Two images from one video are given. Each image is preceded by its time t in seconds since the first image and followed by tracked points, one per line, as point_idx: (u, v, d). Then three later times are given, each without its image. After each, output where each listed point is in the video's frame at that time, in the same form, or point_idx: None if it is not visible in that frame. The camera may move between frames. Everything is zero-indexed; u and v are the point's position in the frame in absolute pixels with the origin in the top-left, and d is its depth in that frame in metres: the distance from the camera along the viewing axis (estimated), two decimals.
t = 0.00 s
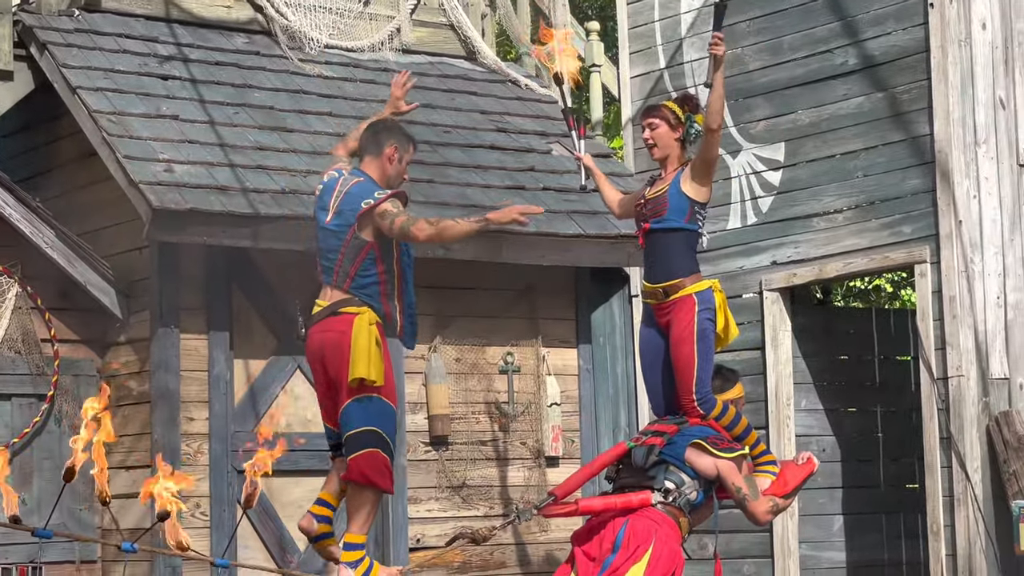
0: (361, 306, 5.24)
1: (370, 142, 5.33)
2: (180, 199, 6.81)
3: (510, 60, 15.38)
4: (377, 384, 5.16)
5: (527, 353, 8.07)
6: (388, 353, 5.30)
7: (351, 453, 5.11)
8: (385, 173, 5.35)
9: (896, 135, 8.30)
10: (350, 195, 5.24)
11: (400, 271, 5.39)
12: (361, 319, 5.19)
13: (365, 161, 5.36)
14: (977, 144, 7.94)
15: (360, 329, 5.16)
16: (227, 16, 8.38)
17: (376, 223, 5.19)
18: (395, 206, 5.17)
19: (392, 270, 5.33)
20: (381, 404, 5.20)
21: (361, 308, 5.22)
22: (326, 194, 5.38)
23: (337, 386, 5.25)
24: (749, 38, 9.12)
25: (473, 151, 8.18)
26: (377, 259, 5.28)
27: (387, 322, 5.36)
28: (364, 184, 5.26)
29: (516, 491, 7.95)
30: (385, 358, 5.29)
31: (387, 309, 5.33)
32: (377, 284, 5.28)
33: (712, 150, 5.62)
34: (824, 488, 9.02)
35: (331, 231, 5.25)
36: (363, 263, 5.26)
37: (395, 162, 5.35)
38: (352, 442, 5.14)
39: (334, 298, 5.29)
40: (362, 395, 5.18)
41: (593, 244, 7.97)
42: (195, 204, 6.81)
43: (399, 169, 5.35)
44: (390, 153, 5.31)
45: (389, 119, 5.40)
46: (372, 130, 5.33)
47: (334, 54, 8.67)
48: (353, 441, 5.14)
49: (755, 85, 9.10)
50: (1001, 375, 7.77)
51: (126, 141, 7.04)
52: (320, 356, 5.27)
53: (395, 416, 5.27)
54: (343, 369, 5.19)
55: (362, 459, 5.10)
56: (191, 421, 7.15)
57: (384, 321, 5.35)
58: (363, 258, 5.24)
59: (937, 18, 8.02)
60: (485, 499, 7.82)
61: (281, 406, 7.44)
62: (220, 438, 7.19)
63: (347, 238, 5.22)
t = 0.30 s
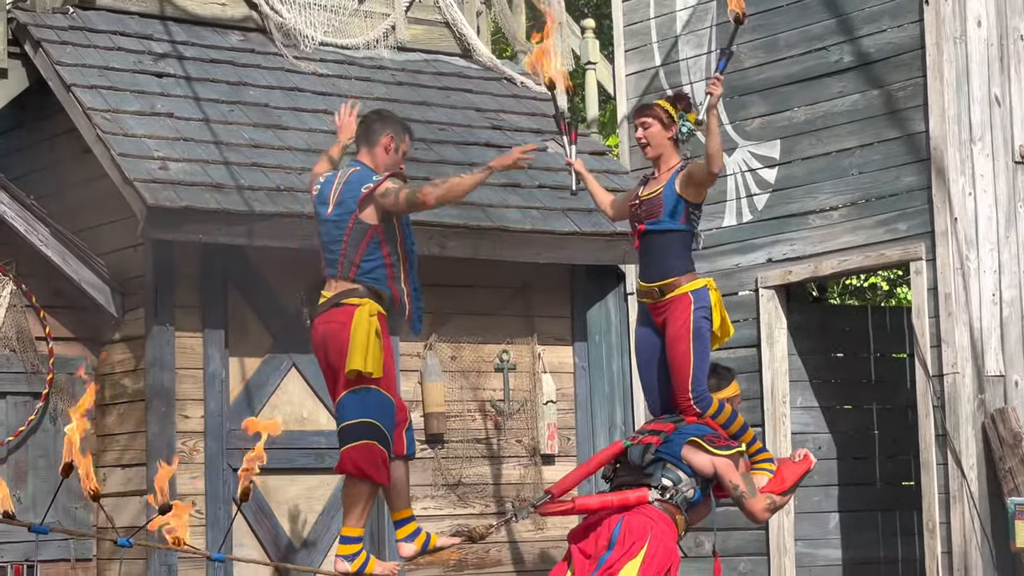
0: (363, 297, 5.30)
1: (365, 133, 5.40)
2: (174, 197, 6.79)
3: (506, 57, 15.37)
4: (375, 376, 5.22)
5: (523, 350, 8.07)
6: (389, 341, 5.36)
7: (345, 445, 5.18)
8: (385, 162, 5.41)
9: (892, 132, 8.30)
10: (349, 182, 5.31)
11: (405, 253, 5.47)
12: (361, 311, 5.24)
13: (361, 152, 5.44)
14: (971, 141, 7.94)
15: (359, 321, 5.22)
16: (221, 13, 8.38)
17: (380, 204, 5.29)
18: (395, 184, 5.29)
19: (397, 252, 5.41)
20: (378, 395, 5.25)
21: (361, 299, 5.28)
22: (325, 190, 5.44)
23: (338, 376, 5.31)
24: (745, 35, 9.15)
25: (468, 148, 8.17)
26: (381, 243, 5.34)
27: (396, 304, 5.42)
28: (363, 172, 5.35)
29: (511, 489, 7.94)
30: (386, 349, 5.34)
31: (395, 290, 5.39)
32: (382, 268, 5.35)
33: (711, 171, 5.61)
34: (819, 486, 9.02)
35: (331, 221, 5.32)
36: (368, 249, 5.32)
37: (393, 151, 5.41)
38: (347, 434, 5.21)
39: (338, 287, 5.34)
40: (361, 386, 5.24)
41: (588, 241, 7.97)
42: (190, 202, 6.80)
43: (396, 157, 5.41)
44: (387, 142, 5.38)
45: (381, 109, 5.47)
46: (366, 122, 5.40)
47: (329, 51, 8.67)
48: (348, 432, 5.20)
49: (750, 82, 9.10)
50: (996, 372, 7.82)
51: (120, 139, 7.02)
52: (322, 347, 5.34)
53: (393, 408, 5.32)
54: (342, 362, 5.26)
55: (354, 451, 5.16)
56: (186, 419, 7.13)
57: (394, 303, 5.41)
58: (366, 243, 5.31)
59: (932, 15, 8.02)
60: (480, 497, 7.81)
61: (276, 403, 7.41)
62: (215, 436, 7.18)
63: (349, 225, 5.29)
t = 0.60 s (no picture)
0: (362, 291, 5.30)
1: (361, 129, 5.42)
2: (168, 196, 6.77)
3: (500, 55, 15.38)
4: (374, 369, 5.23)
5: (517, 349, 8.06)
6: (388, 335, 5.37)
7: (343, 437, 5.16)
8: (381, 157, 5.42)
9: (885, 130, 8.31)
10: (346, 177, 5.33)
11: (405, 246, 5.47)
12: (359, 304, 5.25)
13: (358, 148, 5.45)
14: (964, 140, 7.95)
15: (357, 315, 5.22)
16: (215, 12, 8.40)
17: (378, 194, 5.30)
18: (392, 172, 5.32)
19: (397, 244, 5.42)
20: (376, 389, 5.25)
21: (360, 293, 5.28)
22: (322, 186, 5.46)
23: (337, 369, 5.32)
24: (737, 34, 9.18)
25: (462, 147, 8.18)
26: (380, 236, 5.35)
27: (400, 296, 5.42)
28: (358, 167, 5.37)
29: (504, 487, 7.95)
30: (384, 343, 5.36)
31: (398, 282, 5.40)
32: (383, 260, 5.35)
33: (718, 196, 5.71)
34: (812, 484, 9.04)
35: (330, 217, 5.32)
36: (367, 243, 5.33)
37: (390, 146, 5.44)
38: (345, 427, 5.19)
39: (338, 282, 5.34)
40: (361, 377, 5.24)
41: (581, 240, 7.98)
42: (183, 200, 6.78)
43: (393, 152, 5.43)
44: (384, 136, 5.40)
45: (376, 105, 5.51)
46: (362, 117, 5.41)
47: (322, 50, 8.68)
48: (345, 425, 5.19)
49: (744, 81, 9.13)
50: (989, 370, 7.85)
51: (113, 137, 7.00)
52: (322, 341, 5.34)
53: (390, 402, 5.32)
54: (342, 357, 5.26)
55: (352, 444, 5.15)
56: (179, 418, 7.13)
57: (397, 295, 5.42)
58: (365, 237, 5.32)
59: (925, 14, 8.03)
60: (474, 495, 7.82)
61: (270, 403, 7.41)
62: (208, 435, 7.16)
63: (348, 219, 5.29)
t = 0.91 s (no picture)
0: (352, 293, 5.30)
1: (361, 128, 5.40)
2: (161, 194, 6.76)
3: (494, 54, 15.43)
4: (366, 369, 5.21)
5: (510, 348, 8.08)
6: (380, 338, 5.37)
7: (334, 436, 5.17)
8: (378, 158, 5.42)
9: (878, 129, 8.33)
10: (344, 180, 5.29)
11: (392, 258, 5.46)
12: (352, 306, 5.24)
13: (357, 147, 5.43)
14: (957, 139, 7.96)
15: (349, 317, 5.21)
16: (208, 10, 8.41)
17: (371, 210, 5.23)
18: (390, 193, 5.22)
19: (385, 256, 5.41)
20: (368, 388, 5.24)
21: (353, 295, 5.27)
22: (319, 182, 5.43)
23: (329, 369, 5.31)
24: (730, 33, 9.22)
25: (455, 145, 8.18)
26: (371, 246, 5.34)
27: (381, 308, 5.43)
28: (357, 171, 5.32)
29: (498, 486, 7.96)
30: (377, 342, 5.34)
31: (380, 294, 5.40)
32: (369, 271, 5.35)
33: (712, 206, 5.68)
34: (805, 483, 9.05)
35: (323, 218, 5.31)
36: (357, 251, 5.32)
37: (388, 147, 5.43)
38: (336, 426, 5.20)
39: (326, 284, 5.35)
40: (352, 377, 5.23)
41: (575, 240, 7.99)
42: (177, 199, 6.78)
43: (391, 154, 5.43)
44: (383, 138, 5.39)
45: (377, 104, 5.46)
46: (363, 116, 5.39)
47: (316, 48, 8.68)
48: (337, 424, 5.20)
49: (738, 80, 9.15)
50: (982, 369, 7.88)
51: (107, 136, 6.98)
52: (315, 341, 5.34)
53: (382, 402, 5.31)
54: (334, 356, 5.26)
55: (342, 443, 5.16)
56: (173, 416, 7.12)
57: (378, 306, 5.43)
58: (356, 246, 5.31)
59: (919, 13, 8.02)
60: (467, 494, 7.83)
61: (264, 401, 7.39)
62: (202, 433, 7.17)
63: (341, 225, 5.27)
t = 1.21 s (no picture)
0: (353, 294, 5.31)
1: (359, 129, 5.41)
2: (156, 193, 6.77)
3: (489, 54, 15.45)
4: (366, 370, 5.22)
5: (505, 347, 8.08)
6: (381, 337, 5.37)
7: (333, 437, 5.19)
8: (376, 158, 5.44)
9: (873, 129, 8.34)
10: (343, 182, 5.29)
11: (392, 257, 5.48)
12: (353, 307, 5.25)
13: (355, 149, 5.44)
14: (951, 139, 7.98)
15: (349, 318, 5.22)
16: (203, 9, 8.43)
17: (369, 210, 5.26)
18: (389, 191, 5.25)
19: (385, 255, 5.42)
20: (367, 389, 5.25)
21: (353, 295, 5.29)
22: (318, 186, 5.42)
23: (329, 369, 5.32)
24: (725, 33, 9.22)
25: (450, 144, 8.19)
26: (370, 246, 5.35)
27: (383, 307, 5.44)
28: (356, 172, 5.33)
29: (492, 485, 7.96)
30: (376, 342, 5.34)
31: (382, 294, 5.41)
32: (370, 271, 5.36)
33: (708, 204, 5.69)
34: (799, 482, 9.07)
35: (323, 220, 5.30)
36: (356, 252, 5.33)
37: (386, 148, 5.44)
38: (336, 427, 5.21)
39: (327, 286, 5.36)
40: (353, 378, 5.25)
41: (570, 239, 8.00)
42: (172, 197, 6.78)
43: (389, 154, 5.45)
44: (381, 139, 5.40)
45: (374, 104, 5.47)
46: (360, 118, 5.40)
47: (311, 47, 8.69)
48: (336, 425, 5.20)
49: (733, 80, 9.16)
50: (976, 370, 7.91)
51: (103, 134, 6.98)
52: (316, 341, 5.35)
53: (381, 403, 5.31)
54: (333, 357, 5.27)
55: (341, 445, 5.17)
56: (167, 415, 7.12)
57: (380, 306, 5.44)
58: (356, 246, 5.31)
59: (913, 14, 8.03)
60: (462, 492, 7.83)
61: (258, 400, 7.39)
62: (197, 432, 7.16)
63: (341, 226, 5.27)
